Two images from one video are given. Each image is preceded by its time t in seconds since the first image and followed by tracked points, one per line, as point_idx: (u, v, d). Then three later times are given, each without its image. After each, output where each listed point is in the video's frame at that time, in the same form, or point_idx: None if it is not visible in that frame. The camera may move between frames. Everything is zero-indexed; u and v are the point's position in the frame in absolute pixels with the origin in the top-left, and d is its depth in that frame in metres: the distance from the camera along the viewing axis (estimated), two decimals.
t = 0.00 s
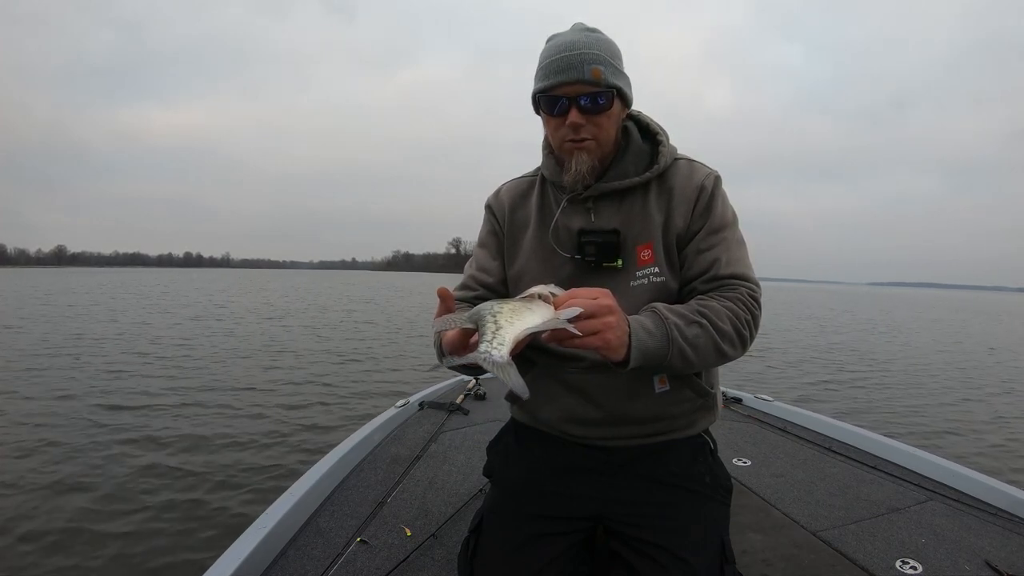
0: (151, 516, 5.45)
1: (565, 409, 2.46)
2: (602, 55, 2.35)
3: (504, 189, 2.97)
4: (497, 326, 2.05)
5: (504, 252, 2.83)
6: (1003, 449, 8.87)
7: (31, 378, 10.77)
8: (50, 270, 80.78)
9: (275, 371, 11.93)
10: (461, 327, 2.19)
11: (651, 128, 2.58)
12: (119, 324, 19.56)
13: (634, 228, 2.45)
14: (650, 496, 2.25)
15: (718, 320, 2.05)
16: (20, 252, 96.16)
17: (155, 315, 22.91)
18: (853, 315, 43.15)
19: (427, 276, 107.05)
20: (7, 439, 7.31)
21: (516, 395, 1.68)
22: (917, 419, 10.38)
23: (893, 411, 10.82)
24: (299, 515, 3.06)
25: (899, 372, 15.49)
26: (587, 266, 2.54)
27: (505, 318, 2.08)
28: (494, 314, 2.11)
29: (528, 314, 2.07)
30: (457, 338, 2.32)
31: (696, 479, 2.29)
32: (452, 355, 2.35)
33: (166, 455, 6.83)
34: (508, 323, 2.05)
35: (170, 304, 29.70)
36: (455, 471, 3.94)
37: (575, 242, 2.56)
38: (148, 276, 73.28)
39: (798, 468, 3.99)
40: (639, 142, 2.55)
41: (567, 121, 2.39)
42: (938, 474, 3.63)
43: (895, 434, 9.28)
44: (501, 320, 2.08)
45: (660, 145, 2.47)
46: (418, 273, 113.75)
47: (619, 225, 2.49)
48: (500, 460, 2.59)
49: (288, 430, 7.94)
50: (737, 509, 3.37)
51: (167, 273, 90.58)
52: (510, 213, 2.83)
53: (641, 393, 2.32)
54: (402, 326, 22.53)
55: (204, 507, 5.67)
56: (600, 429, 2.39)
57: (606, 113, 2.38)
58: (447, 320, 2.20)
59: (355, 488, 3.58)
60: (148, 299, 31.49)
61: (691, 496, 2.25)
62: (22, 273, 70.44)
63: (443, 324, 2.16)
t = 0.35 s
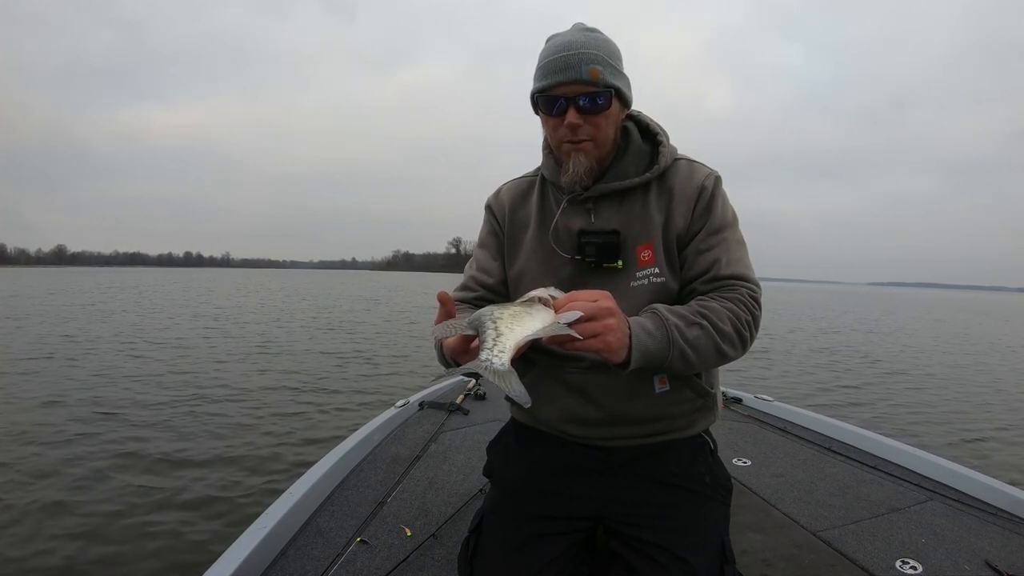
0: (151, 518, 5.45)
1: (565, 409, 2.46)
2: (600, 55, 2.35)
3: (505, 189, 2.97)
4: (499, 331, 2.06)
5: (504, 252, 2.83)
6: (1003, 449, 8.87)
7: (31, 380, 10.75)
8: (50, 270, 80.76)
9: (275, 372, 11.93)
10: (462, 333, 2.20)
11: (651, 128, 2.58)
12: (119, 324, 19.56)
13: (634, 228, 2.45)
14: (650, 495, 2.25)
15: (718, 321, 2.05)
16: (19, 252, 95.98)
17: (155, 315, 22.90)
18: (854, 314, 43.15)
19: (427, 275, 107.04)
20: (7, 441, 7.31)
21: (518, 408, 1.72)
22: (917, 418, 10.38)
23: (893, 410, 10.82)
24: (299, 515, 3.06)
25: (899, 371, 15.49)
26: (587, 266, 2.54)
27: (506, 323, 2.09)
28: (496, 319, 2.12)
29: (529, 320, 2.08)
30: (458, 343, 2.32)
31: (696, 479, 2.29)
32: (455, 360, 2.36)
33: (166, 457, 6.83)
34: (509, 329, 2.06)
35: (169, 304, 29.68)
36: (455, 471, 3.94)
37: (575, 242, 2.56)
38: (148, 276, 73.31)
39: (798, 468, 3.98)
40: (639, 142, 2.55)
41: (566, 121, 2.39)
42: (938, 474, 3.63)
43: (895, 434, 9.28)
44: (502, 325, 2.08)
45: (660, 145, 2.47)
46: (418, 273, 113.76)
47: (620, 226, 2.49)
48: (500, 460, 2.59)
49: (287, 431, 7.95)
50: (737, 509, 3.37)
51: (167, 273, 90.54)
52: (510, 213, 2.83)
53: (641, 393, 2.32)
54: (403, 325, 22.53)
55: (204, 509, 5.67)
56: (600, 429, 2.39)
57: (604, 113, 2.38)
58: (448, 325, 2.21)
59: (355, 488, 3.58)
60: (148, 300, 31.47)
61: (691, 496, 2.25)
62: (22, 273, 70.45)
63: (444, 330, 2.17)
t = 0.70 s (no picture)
0: (152, 518, 5.46)
1: (565, 409, 2.46)
2: (590, 57, 2.34)
3: (504, 190, 2.96)
4: (494, 334, 2.07)
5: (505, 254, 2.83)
6: (1003, 449, 8.86)
7: (31, 380, 10.76)
8: (50, 270, 80.76)
9: (274, 372, 11.92)
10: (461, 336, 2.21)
11: (651, 128, 2.58)
12: (118, 325, 19.54)
13: (634, 228, 2.45)
14: (650, 495, 2.25)
15: (718, 322, 2.05)
16: (20, 252, 96.05)
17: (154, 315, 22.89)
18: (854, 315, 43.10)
19: (427, 276, 107.07)
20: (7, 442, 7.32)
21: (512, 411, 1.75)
22: (917, 419, 10.37)
23: (893, 410, 10.81)
24: (299, 515, 3.06)
25: (899, 371, 15.49)
26: (587, 266, 2.53)
27: (504, 326, 2.09)
28: (492, 321, 2.13)
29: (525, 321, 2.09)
30: (457, 346, 2.32)
31: (695, 479, 2.29)
32: (454, 360, 2.36)
33: (166, 457, 6.83)
34: (505, 331, 2.07)
35: (170, 304, 29.71)
36: (456, 471, 3.94)
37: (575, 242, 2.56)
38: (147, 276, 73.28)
39: (798, 468, 3.98)
40: (639, 143, 2.55)
41: (557, 124, 2.39)
42: (938, 474, 3.63)
43: (895, 435, 9.27)
44: (498, 328, 2.09)
45: (660, 145, 2.47)
46: (417, 273, 113.76)
47: (619, 226, 2.49)
48: (500, 460, 2.59)
49: (287, 431, 7.94)
50: (737, 509, 3.37)
51: (168, 272, 90.54)
52: (509, 215, 2.82)
53: (640, 393, 2.32)
54: (402, 326, 22.51)
55: (204, 509, 5.68)
56: (600, 429, 2.39)
57: (594, 116, 2.38)
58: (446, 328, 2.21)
59: (355, 488, 3.58)
60: (147, 299, 31.42)
61: (691, 496, 2.25)
62: (22, 273, 70.47)
63: (442, 332, 2.18)
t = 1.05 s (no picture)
0: (153, 517, 5.47)
1: (565, 409, 2.46)
2: (517, 85, 2.33)
3: (507, 193, 2.97)
4: (467, 366, 2.06)
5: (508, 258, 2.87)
6: (1003, 449, 8.86)
7: (35, 380, 10.81)
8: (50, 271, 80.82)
9: (275, 372, 11.93)
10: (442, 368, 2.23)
11: (652, 128, 2.57)
12: (119, 325, 19.58)
13: (633, 229, 2.45)
14: (650, 496, 2.25)
15: (716, 324, 2.05)
16: (18, 251, 95.96)
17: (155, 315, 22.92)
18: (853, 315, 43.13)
19: (427, 276, 107.12)
20: (8, 440, 7.34)
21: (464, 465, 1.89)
22: (917, 419, 10.38)
23: (893, 411, 10.82)
24: (299, 515, 3.07)
25: (899, 372, 15.51)
26: (586, 266, 2.54)
27: (475, 354, 2.08)
28: (466, 349, 2.10)
29: (497, 353, 2.05)
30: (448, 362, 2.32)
31: (695, 480, 2.28)
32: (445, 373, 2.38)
33: (167, 457, 6.85)
34: (477, 364, 2.05)
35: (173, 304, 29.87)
36: (456, 471, 3.95)
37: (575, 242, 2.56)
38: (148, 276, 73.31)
39: (798, 468, 3.98)
40: (639, 143, 2.54)
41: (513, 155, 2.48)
42: (939, 475, 3.63)
43: (895, 435, 9.28)
44: (472, 358, 2.07)
45: (661, 145, 2.47)
46: (418, 274, 113.82)
47: (618, 226, 2.49)
48: (500, 460, 2.59)
49: (287, 432, 7.95)
50: (737, 509, 3.37)
51: (168, 273, 90.60)
52: (513, 220, 2.85)
53: (640, 395, 2.31)
54: (403, 326, 22.53)
55: (205, 508, 5.70)
56: (601, 430, 2.39)
57: (538, 138, 2.35)
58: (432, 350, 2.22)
59: (355, 488, 3.59)
60: (147, 300, 31.43)
61: (691, 496, 2.24)
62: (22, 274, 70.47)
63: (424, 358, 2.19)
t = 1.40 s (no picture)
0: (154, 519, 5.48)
1: (565, 410, 2.47)
2: (501, 97, 2.33)
3: (502, 196, 2.98)
4: (465, 360, 2.07)
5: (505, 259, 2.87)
6: (1004, 449, 8.86)
7: (35, 382, 10.82)
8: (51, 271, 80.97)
9: (275, 373, 11.94)
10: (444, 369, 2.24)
11: (645, 126, 2.56)
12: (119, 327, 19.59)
13: (628, 227, 2.45)
14: (650, 495, 2.25)
15: (718, 319, 2.05)
16: (18, 252, 96.01)
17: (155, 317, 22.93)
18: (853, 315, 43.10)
19: (427, 276, 107.23)
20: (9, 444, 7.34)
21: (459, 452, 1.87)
22: (917, 419, 10.38)
23: (893, 410, 10.83)
24: (299, 515, 3.07)
25: (899, 371, 15.51)
26: (582, 266, 2.53)
27: (474, 350, 2.09)
28: (465, 344, 2.11)
29: (495, 347, 2.06)
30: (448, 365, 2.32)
31: (695, 479, 2.28)
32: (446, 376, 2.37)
33: (167, 458, 6.86)
34: (475, 358, 2.06)
35: (173, 305, 29.88)
36: (456, 471, 3.95)
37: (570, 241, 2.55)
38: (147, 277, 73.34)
39: (797, 468, 3.98)
40: (631, 140, 2.53)
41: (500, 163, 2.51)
42: (938, 474, 3.63)
43: (896, 435, 9.28)
44: (470, 353, 2.08)
45: (653, 143, 2.46)
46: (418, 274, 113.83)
47: (612, 224, 2.48)
48: (500, 460, 2.59)
49: (287, 433, 7.95)
50: (737, 510, 3.37)
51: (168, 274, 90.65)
52: (509, 222, 2.85)
53: (639, 394, 2.31)
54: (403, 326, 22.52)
55: (205, 510, 5.70)
56: (600, 429, 2.39)
57: (521, 150, 2.37)
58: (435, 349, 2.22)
59: (355, 488, 3.59)
60: (147, 301, 31.41)
61: (691, 495, 2.24)
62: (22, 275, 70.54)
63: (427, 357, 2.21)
